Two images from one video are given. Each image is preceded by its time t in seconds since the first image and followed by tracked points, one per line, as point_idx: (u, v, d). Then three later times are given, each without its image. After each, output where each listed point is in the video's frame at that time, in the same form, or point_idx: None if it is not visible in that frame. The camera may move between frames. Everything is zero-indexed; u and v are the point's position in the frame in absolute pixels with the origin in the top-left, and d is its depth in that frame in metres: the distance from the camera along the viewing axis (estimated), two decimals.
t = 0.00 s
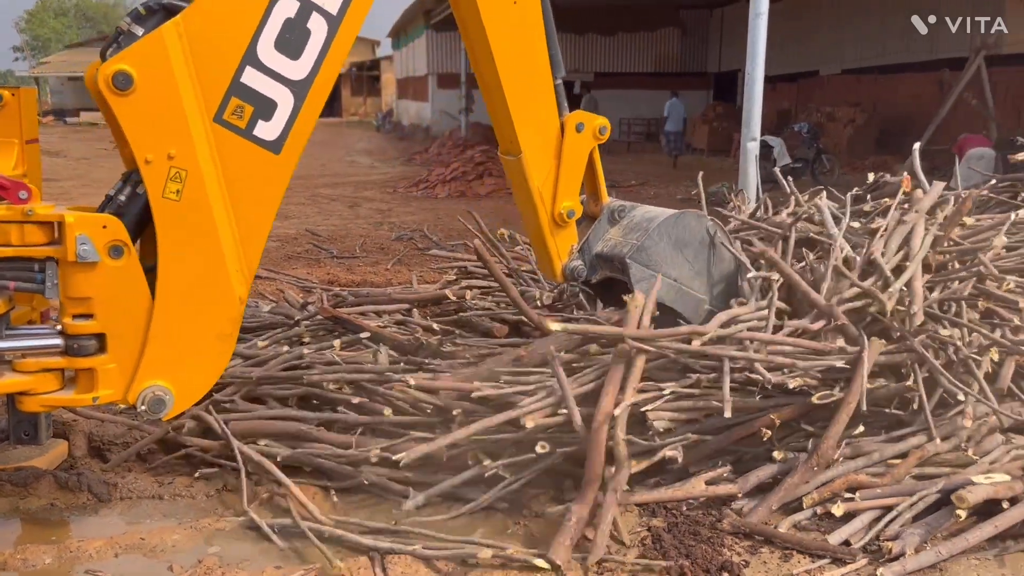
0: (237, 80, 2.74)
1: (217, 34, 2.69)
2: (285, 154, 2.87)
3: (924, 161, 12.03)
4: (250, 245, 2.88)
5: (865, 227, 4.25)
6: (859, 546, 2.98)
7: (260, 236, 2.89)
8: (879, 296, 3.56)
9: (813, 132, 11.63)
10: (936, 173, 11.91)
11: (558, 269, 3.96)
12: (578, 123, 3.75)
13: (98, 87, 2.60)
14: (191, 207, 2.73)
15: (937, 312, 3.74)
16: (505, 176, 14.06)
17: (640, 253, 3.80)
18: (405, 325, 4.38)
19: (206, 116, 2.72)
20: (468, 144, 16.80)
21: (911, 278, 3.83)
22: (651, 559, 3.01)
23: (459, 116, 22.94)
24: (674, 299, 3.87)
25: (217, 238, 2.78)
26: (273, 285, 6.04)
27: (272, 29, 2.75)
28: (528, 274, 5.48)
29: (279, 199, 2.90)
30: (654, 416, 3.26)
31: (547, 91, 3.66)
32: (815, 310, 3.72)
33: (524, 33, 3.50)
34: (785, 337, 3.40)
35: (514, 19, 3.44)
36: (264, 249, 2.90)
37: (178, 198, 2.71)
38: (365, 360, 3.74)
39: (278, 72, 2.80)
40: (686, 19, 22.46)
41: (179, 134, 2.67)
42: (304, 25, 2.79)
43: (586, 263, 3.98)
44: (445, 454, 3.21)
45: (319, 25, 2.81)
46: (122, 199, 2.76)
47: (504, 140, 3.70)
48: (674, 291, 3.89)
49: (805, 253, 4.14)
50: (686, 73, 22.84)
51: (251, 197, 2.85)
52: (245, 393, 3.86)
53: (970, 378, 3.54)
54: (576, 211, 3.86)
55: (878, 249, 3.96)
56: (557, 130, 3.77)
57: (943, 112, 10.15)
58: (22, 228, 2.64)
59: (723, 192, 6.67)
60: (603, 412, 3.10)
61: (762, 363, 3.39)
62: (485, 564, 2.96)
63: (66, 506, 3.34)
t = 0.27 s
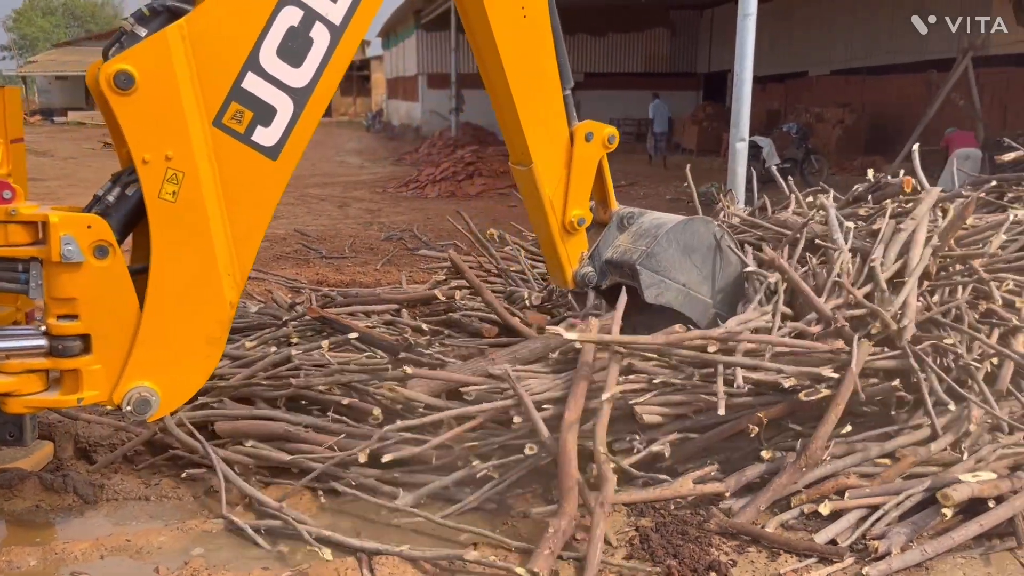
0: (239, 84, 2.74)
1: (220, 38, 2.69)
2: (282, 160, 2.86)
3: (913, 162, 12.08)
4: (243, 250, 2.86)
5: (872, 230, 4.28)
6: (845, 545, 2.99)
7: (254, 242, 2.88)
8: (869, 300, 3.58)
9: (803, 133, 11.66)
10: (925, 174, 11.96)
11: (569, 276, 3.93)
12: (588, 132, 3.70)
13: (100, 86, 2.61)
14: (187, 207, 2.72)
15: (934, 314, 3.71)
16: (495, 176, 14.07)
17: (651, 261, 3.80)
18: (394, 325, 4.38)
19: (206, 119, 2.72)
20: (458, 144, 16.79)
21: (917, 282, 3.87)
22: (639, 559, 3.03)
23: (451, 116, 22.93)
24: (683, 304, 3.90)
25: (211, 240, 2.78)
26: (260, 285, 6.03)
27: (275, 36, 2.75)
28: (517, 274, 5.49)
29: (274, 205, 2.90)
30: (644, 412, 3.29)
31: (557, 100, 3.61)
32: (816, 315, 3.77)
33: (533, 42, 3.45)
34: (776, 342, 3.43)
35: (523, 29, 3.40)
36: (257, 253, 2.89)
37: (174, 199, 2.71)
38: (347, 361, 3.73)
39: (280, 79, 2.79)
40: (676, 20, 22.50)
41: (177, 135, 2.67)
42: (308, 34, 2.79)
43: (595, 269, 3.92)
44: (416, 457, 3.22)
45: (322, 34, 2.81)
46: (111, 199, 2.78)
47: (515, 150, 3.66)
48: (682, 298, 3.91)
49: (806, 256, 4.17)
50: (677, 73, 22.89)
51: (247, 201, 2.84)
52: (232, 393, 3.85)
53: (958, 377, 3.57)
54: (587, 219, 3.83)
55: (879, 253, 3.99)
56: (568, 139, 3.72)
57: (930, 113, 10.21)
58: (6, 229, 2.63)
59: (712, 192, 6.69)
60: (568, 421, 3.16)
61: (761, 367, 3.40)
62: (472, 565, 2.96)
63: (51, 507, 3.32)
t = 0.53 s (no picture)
0: (234, 88, 2.74)
1: (217, 41, 2.69)
2: (276, 164, 2.87)
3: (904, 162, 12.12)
4: (235, 253, 2.87)
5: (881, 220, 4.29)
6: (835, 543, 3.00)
7: (246, 245, 2.89)
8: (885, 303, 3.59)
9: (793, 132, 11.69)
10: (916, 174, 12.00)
11: (586, 273, 3.97)
12: (601, 130, 3.74)
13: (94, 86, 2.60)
14: (179, 209, 2.72)
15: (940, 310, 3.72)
16: (487, 175, 14.06)
17: (668, 254, 3.91)
18: (384, 324, 4.38)
19: (200, 121, 2.72)
20: (450, 143, 16.76)
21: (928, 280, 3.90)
22: (629, 558, 3.03)
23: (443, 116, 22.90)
24: (699, 295, 4.02)
25: (203, 242, 2.77)
26: (249, 286, 6.01)
27: (272, 40, 2.75)
28: (508, 274, 5.49)
29: (267, 209, 2.90)
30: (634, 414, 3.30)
31: (569, 101, 3.63)
32: (838, 307, 3.78)
33: (542, 44, 3.46)
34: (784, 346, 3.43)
35: (532, 31, 3.41)
36: (250, 256, 2.90)
37: (167, 201, 2.70)
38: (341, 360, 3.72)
39: (276, 82, 2.80)
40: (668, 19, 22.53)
41: (171, 137, 2.66)
42: (305, 39, 2.80)
43: (612, 264, 4.02)
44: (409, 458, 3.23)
45: (319, 39, 2.82)
46: (99, 200, 2.77)
47: (528, 150, 3.68)
48: (698, 289, 4.03)
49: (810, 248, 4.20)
50: (668, 73, 22.92)
51: (241, 204, 2.85)
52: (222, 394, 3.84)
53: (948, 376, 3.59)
54: (601, 216, 3.87)
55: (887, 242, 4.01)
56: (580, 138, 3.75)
57: (919, 113, 10.26)
58: None
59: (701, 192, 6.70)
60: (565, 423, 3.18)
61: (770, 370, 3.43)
62: (462, 566, 2.96)
63: (39, 509, 3.31)
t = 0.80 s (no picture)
0: (231, 89, 2.75)
1: (217, 42, 2.69)
2: (272, 166, 2.87)
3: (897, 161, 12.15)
4: (229, 256, 2.88)
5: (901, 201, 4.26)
6: (827, 541, 3.01)
7: (240, 248, 2.89)
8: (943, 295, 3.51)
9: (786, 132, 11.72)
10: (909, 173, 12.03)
11: (620, 262, 4.07)
12: (627, 120, 3.80)
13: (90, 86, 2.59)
14: (173, 210, 2.71)
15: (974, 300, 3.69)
16: (480, 175, 14.06)
17: (699, 240, 3.97)
18: (377, 325, 4.38)
19: (197, 123, 2.72)
20: (443, 142, 16.74)
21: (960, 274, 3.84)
22: (622, 557, 3.04)
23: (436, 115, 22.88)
24: (735, 279, 4.06)
25: (197, 243, 2.77)
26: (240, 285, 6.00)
27: (271, 42, 2.76)
28: (501, 273, 5.50)
29: (263, 210, 2.91)
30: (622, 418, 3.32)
31: (593, 93, 3.68)
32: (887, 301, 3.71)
33: (563, 39, 3.50)
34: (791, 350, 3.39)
35: (553, 27, 3.44)
36: (244, 257, 2.90)
37: (161, 202, 2.69)
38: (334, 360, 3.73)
39: (273, 84, 2.80)
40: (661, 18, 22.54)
41: (166, 138, 2.66)
42: (303, 41, 2.81)
43: (645, 253, 4.12)
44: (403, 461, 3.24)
45: (318, 42, 2.83)
46: (91, 201, 2.75)
47: (555, 145, 3.75)
48: (735, 272, 4.07)
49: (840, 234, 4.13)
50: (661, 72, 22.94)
51: (237, 205, 2.85)
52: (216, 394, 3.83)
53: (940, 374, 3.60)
54: (632, 206, 3.96)
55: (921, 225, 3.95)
56: (606, 129, 3.81)
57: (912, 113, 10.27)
58: None
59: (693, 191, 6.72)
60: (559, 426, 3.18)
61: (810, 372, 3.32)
62: (456, 566, 2.96)
63: (31, 510, 3.30)
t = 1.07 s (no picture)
0: (240, 94, 2.75)
1: (229, 47, 2.71)
2: (278, 172, 2.88)
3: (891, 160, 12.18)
4: (230, 260, 2.87)
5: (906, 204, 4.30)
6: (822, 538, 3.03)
7: (242, 253, 2.89)
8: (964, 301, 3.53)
9: (780, 130, 11.75)
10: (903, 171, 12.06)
11: (634, 271, 4.12)
12: (640, 132, 3.85)
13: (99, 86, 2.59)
14: (177, 213, 2.71)
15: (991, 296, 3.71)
16: (475, 173, 14.06)
17: (714, 250, 4.03)
18: (372, 323, 4.38)
19: (205, 126, 2.72)
20: (438, 141, 16.72)
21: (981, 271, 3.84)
22: (618, 555, 3.05)
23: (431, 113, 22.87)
24: (748, 288, 4.12)
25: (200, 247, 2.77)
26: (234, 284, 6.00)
27: (282, 49, 2.77)
28: (496, 271, 5.51)
29: (267, 215, 2.91)
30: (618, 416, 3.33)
31: (607, 106, 3.73)
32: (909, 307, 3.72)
33: (578, 53, 3.54)
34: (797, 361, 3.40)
35: (568, 42, 3.48)
36: (246, 260, 2.90)
37: (165, 204, 2.69)
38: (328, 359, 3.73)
39: (282, 91, 2.81)
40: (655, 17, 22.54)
41: (172, 140, 2.66)
42: (313, 50, 2.82)
43: (659, 262, 4.20)
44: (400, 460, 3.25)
45: (329, 51, 2.85)
46: (89, 200, 2.74)
47: (570, 157, 3.80)
48: (747, 282, 4.13)
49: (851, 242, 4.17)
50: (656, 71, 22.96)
51: (241, 210, 2.85)
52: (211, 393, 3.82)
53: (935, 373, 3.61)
54: (646, 217, 4.02)
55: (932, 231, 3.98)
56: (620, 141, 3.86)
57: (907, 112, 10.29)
58: None
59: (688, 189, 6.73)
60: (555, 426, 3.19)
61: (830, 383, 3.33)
62: (451, 564, 2.96)
63: (25, 510, 3.29)
